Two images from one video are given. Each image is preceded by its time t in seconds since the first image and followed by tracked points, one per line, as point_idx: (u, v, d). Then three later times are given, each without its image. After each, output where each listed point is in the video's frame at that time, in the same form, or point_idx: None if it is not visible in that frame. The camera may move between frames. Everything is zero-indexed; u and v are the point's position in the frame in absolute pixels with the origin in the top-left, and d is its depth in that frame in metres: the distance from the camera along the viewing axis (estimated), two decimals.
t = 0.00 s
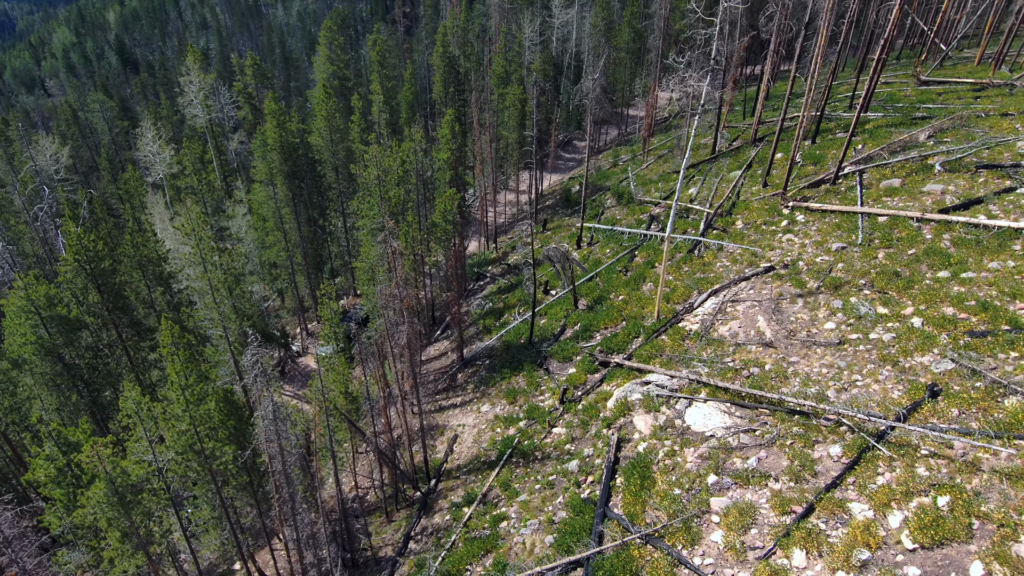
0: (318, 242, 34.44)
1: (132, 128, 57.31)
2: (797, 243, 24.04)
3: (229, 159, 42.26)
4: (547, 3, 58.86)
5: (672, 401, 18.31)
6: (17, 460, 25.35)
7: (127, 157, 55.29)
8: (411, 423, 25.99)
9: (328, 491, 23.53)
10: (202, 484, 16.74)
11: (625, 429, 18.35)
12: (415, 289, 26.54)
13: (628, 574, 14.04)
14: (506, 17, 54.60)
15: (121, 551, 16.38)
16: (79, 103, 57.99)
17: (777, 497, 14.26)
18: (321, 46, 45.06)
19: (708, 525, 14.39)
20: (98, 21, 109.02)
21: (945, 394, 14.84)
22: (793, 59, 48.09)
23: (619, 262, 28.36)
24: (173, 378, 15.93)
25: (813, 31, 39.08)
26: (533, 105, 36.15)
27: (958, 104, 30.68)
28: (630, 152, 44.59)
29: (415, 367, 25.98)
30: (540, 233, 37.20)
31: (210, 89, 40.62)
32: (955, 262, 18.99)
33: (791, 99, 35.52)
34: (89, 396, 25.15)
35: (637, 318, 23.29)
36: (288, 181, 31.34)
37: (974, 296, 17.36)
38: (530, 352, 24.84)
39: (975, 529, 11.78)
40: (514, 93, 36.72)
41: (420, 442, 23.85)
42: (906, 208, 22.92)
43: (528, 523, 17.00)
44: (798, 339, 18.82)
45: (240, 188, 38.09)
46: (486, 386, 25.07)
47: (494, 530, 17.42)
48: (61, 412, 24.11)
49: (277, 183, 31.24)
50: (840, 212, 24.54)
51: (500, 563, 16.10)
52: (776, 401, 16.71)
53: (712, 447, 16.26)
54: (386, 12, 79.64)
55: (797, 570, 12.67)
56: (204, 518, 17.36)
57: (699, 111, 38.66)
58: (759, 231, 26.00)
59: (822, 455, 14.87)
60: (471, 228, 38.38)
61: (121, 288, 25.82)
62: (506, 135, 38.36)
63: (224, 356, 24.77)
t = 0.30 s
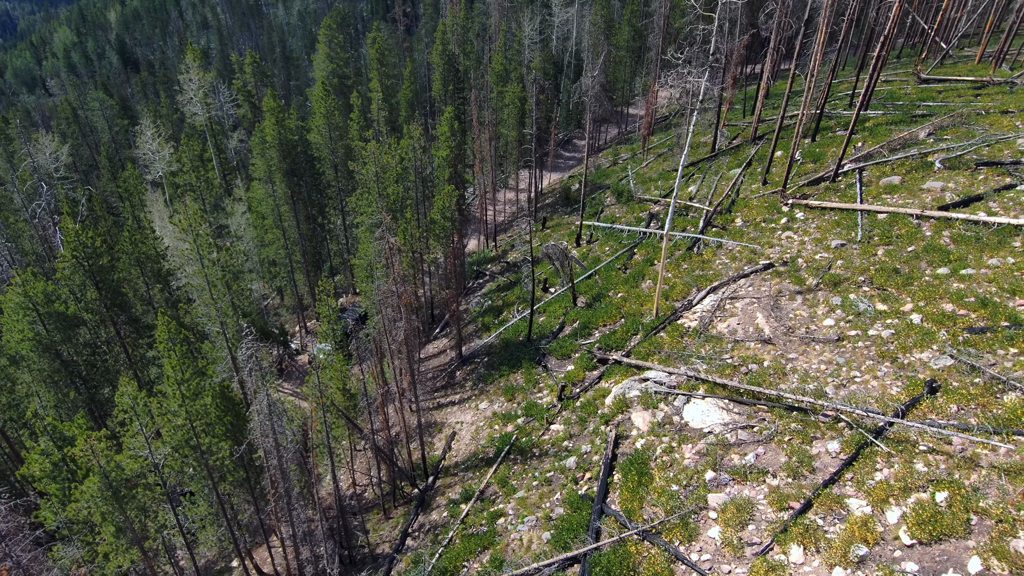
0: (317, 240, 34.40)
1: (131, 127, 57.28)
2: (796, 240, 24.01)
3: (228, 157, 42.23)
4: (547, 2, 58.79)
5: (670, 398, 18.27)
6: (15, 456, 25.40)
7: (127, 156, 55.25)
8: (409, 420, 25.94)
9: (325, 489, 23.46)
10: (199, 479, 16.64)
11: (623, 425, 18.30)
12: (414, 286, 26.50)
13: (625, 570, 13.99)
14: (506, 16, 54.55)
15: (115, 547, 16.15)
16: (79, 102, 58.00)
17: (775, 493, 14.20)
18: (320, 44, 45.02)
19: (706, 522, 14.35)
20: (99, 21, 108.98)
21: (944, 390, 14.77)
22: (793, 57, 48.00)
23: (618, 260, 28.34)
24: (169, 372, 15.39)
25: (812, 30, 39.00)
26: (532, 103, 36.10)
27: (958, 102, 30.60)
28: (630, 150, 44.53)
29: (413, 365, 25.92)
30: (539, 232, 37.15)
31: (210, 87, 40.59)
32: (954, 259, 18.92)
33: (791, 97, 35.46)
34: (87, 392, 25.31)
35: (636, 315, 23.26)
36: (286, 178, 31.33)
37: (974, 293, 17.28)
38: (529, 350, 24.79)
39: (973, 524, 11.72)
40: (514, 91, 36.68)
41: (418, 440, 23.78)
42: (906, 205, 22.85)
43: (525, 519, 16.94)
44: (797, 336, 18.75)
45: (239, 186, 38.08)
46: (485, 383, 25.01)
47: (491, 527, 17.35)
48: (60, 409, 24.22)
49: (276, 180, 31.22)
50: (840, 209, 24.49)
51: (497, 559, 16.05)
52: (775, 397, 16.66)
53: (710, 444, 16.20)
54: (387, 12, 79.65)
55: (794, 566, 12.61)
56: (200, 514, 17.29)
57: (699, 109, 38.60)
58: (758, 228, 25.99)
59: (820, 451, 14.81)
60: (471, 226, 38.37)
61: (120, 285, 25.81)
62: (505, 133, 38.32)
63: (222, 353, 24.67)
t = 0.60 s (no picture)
0: (330, 235, 34.54)
1: (149, 123, 57.82)
2: (811, 240, 23.78)
3: (243, 153, 42.51)
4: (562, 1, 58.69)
5: (680, 397, 18.15)
6: (32, 446, 25.45)
7: (144, 151, 55.78)
8: (418, 416, 25.97)
9: (335, 482, 23.53)
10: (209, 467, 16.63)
11: (633, 423, 18.21)
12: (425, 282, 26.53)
13: (632, 567, 13.88)
14: (521, 14, 54.51)
15: (125, 532, 16.07)
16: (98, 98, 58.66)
17: (785, 493, 14.04)
18: (335, 41, 45.25)
19: (715, 521, 14.21)
20: (119, 18, 110.10)
21: (960, 392, 14.53)
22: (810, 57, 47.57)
23: (630, 258, 28.22)
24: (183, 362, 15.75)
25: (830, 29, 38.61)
26: (546, 101, 36.04)
27: (978, 102, 30.16)
28: (644, 149, 44.33)
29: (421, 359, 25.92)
30: (551, 230, 37.04)
31: (226, 83, 40.90)
32: (972, 260, 18.64)
33: (807, 96, 35.13)
34: (102, 382, 25.29)
35: (647, 313, 23.14)
36: (300, 173, 31.50)
37: (991, 294, 17.00)
38: (539, 347, 24.72)
39: (989, 527, 11.52)
40: (527, 89, 36.63)
41: (428, 435, 23.79)
42: (923, 205, 22.54)
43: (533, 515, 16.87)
44: (810, 336, 18.55)
45: (253, 181, 38.34)
46: (495, 379, 24.96)
47: (499, 522, 17.30)
48: (75, 398, 24.23)
49: (289, 175, 31.32)
50: (856, 209, 24.22)
51: (504, 555, 16.01)
52: (787, 397, 16.48)
53: (720, 443, 16.07)
54: (402, 10, 79.91)
55: (804, 566, 12.45)
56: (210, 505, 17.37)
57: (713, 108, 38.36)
58: (772, 228, 25.78)
59: (832, 451, 14.62)
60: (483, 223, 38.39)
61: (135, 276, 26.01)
62: (519, 131, 38.26)
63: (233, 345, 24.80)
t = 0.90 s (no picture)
0: (350, 229, 34.81)
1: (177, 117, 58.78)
2: (834, 241, 23.44)
3: (268, 147, 43.01)
4: None
5: (697, 395, 18.01)
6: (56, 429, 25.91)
7: (172, 145, 56.71)
8: (434, 410, 26.06)
9: (350, 473, 23.69)
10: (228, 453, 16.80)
11: (648, 421, 18.09)
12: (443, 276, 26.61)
13: (644, 565, 13.80)
14: (545, 12, 54.47)
15: (143, 513, 15.83)
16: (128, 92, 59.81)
17: (801, 494, 13.84)
18: (360, 38, 45.59)
19: (729, 520, 14.05)
20: (150, 16, 112.05)
21: (985, 396, 14.19)
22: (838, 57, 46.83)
23: (650, 257, 28.05)
24: (204, 348, 15.93)
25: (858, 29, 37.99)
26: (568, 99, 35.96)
27: (1011, 104, 29.42)
28: (666, 149, 44.01)
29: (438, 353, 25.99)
30: (570, 227, 36.92)
31: (252, 78, 41.42)
32: (1000, 263, 18.19)
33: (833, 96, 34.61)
34: (125, 368, 25.64)
35: (665, 312, 22.98)
36: (322, 167, 31.84)
37: (1020, 298, 16.58)
38: (556, 343, 24.63)
39: (1011, 533, 11.24)
40: (549, 86, 36.54)
41: (442, 429, 23.83)
42: (951, 207, 22.07)
43: (545, 510, 16.81)
44: (831, 337, 18.26)
45: (277, 175, 38.81)
46: (510, 375, 24.92)
47: (512, 516, 17.28)
48: (99, 383, 24.56)
49: (313, 169, 31.74)
50: (881, 210, 23.80)
51: (516, 549, 15.99)
52: (805, 397, 16.24)
53: (736, 442, 15.90)
54: (427, 8, 80.23)
55: (819, 568, 12.26)
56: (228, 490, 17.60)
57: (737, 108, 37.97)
58: (795, 228, 25.46)
59: (850, 453, 14.38)
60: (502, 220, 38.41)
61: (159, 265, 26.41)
62: (540, 128, 38.21)
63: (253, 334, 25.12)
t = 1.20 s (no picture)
0: (370, 223, 35.06)
1: (203, 112, 59.64)
2: (856, 241, 23.13)
3: (290, 142, 43.48)
4: None
5: (712, 392, 17.91)
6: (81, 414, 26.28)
7: (197, 139, 57.56)
8: (449, 403, 26.17)
9: (364, 463, 23.86)
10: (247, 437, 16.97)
11: (663, 417, 18.01)
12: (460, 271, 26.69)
13: (655, 559, 13.73)
14: (568, 10, 54.39)
15: (160, 492, 16.08)
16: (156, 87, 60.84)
17: (816, 492, 13.68)
18: (383, 34, 45.90)
19: (742, 516, 13.92)
20: (179, 14, 113.79)
21: (1008, 398, 13.89)
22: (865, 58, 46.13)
23: (668, 255, 27.91)
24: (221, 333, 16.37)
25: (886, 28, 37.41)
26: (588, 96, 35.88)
27: None
28: (687, 148, 43.68)
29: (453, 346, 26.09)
30: (589, 225, 36.82)
31: (276, 73, 41.97)
32: None
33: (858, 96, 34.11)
34: (147, 354, 25.79)
35: (683, 309, 22.86)
36: (343, 160, 32.14)
37: None
38: (571, 339, 24.57)
39: None
40: (570, 83, 36.47)
41: (457, 421, 23.90)
42: (978, 208, 21.64)
43: (557, 503, 16.79)
44: (850, 337, 18.01)
45: (299, 168, 39.24)
46: (526, 369, 24.89)
47: (523, 508, 17.29)
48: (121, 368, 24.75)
49: (333, 161, 31.96)
50: (905, 210, 23.42)
51: (527, 540, 16.01)
52: (822, 396, 16.05)
53: (751, 439, 15.77)
54: (451, 7, 80.45)
55: (832, 566, 12.11)
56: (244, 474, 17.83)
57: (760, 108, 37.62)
58: (816, 228, 25.17)
59: (867, 453, 14.17)
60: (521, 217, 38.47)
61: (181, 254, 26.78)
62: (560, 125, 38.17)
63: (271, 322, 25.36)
